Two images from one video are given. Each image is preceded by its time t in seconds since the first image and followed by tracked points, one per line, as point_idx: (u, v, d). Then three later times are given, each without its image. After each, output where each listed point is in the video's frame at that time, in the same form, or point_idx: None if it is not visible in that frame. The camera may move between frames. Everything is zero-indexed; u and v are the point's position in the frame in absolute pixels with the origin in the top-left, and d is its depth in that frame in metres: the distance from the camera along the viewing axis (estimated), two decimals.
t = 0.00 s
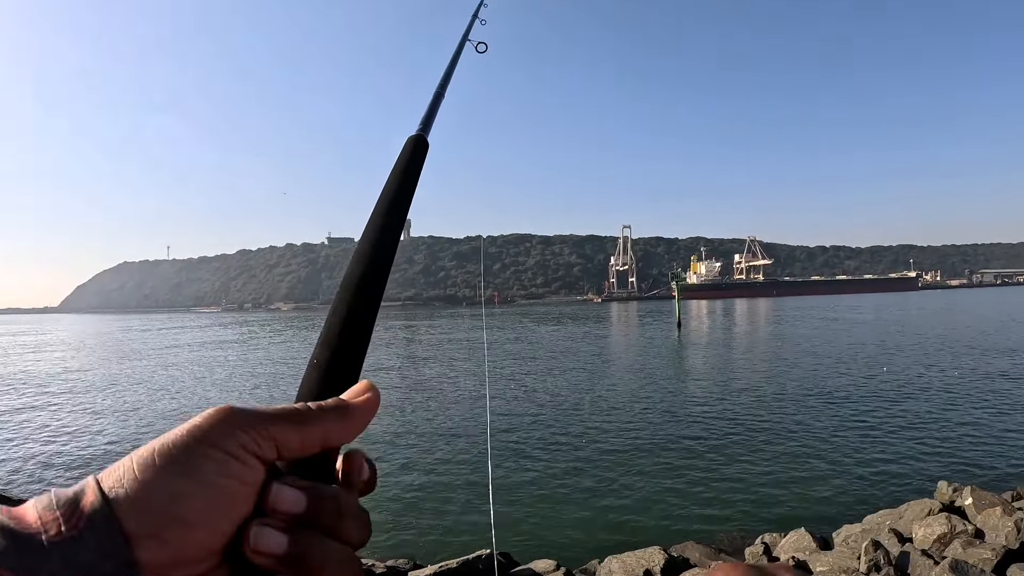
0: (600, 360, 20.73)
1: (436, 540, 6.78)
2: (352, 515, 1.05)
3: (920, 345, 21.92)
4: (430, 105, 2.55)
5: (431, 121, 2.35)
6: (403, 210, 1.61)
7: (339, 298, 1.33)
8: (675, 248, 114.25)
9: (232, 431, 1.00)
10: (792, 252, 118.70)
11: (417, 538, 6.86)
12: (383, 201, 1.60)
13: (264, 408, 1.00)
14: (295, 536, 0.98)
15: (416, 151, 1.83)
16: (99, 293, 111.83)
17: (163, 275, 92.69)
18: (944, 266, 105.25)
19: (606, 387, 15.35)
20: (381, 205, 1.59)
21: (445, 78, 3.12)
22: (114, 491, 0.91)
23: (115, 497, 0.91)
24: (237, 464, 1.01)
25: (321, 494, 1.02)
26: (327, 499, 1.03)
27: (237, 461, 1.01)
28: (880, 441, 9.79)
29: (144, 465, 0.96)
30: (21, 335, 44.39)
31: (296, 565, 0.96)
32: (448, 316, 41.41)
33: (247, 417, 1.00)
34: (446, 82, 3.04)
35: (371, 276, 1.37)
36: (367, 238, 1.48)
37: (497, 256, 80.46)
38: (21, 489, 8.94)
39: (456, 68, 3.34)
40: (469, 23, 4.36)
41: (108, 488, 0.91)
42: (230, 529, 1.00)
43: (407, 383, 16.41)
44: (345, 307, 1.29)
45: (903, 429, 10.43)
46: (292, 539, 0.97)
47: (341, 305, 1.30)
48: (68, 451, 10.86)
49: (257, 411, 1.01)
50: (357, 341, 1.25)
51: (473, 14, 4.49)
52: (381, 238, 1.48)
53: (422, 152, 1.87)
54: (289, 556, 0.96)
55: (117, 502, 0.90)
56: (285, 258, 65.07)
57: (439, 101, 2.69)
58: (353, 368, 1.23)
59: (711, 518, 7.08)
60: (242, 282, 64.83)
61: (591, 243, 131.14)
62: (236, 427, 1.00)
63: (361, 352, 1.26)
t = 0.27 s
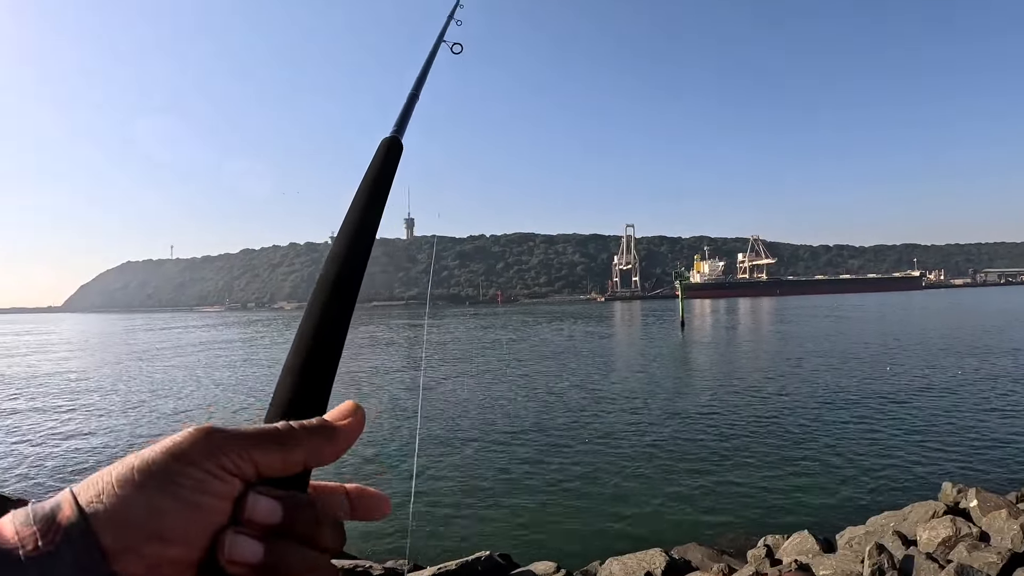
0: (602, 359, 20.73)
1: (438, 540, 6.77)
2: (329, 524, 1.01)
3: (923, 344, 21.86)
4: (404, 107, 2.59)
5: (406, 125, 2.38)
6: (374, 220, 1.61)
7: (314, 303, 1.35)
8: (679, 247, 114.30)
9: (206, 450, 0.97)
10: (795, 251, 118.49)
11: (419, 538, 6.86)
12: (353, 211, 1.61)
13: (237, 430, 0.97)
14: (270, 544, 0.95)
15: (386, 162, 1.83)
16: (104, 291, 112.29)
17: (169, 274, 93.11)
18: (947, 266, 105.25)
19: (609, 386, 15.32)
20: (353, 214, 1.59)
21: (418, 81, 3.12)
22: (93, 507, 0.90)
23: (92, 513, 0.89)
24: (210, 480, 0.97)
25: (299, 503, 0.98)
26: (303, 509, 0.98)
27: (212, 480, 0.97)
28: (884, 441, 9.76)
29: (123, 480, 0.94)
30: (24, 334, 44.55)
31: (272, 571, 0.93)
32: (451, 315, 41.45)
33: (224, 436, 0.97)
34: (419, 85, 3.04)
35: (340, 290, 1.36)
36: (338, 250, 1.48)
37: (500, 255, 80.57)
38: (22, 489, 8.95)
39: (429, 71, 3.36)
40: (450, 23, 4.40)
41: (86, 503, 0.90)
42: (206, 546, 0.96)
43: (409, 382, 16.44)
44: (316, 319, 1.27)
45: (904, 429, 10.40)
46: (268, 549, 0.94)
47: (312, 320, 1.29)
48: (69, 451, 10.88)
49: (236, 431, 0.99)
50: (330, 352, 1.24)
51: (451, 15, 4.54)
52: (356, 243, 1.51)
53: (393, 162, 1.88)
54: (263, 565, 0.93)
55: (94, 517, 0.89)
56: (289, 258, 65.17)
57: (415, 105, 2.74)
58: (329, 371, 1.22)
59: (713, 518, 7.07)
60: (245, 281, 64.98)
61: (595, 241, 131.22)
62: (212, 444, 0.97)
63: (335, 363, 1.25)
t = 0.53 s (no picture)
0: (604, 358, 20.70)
1: (439, 540, 6.76)
2: (304, 520, 0.94)
3: (926, 343, 21.80)
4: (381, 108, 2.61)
5: (384, 125, 2.40)
6: (347, 234, 1.62)
7: (289, 309, 1.37)
8: (681, 246, 114.11)
9: (184, 455, 0.90)
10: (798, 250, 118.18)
11: (419, 537, 6.85)
12: (326, 225, 1.61)
13: (218, 437, 0.90)
14: (244, 548, 0.89)
15: (359, 174, 1.84)
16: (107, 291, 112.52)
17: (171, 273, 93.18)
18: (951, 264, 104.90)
19: (610, 385, 15.29)
20: (324, 228, 1.59)
21: (395, 83, 3.13)
22: (69, 513, 0.84)
23: (67, 521, 0.83)
24: (187, 489, 0.90)
25: (275, 503, 0.93)
26: (280, 511, 0.92)
27: (190, 487, 0.90)
28: (886, 440, 9.73)
29: (98, 488, 0.87)
30: (28, 334, 44.70)
31: None
32: (453, 313, 41.43)
33: (201, 445, 0.90)
34: (396, 87, 3.05)
35: (311, 306, 1.37)
36: (309, 266, 1.48)
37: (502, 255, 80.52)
38: (23, 490, 8.95)
39: (407, 72, 3.37)
40: (430, 24, 4.40)
41: (62, 509, 0.84)
42: (180, 553, 0.89)
43: (410, 381, 16.43)
44: (287, 337, 1.28)
45: (905, 429, 10.37)
46: (241, 553, 0.88)
47: (282, 338, 1.29)
48: (70, 450, 10.89)
49: (219, 438, 0.91)
50: (302, 370, 1.24)
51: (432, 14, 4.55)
52: (331, 251, 1.53)
53: (367, 173, 1.88)
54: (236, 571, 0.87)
55: (70, 524, 0.82)
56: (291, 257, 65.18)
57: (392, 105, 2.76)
58: (305, 381, 1.24)
59: (715, 518, 7.05)
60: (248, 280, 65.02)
61: (597, 240, 131.02)
62: (189, 449, 0.90)
63: (307, 381, 1.25)
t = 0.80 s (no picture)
0: (606, 357, 20.67)
1: (441, 540, 6.76)
2: (294, 530, 0.95)
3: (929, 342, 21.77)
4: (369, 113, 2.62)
5: (372, 130, 2.41)
6: (333, 239, 1.62)
7: (277, 313, 1.37)
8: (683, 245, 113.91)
9: (167, 463, 0.90)
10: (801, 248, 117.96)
11: (422, 536, 6.85)
12: (312, 229, 1.61)
13: (201, 444, 0.90)
14: (237, 556, 0.89)
15: (346, 179, 1.85)
16: (109, 291, 112.61)
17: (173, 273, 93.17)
18: (954, 263, 104.67)
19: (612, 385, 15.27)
20: (311, 233, 1.60)
21: (383, 87, 3.14)
22: (52, 522, 0.84)
23: (50, 529, 0.83)
24: (174, 499, 0.90)
25: (263, 513, 0.92)
26: (270, 519, 0.93)
27: (179, 495, 0.89)
28: (889, 439, 9.71)
29: (83, 496, 0.87)
30: (30, 333, 44.71)
31: None
32: (455, 313, 41.41)
33: (185, 453, 0.90)
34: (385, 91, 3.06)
35: (297, 311, 1.37)
36: (295, 270, 1.48)
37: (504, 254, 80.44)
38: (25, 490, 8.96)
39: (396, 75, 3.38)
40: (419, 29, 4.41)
41: (45, 519, 0.84)
42: (168, 563, 0.88)
43: (412, 381, 16.42)
44: (274, 343, 1.28)
45: (908, 428, 10.36)
46: (231, 561, 0.88)
47: (269, 343, 1.29)
48: (72, 451, 10.88)
49: (205, 446, 0.91)
50: (289, 375, 1.25)
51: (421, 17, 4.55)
52: (319, 255, 1.53)
53: (354, 179, 1.89)
54: None
55: (53, 532, 0.83)
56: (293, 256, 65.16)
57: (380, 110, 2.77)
58: (293, 386, 1.24)
59: (717, 518, 7.04)
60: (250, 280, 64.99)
61: (599, 239, 130.92)
62: (175, 459, 0.90)
63: (294, 385, 1.26)
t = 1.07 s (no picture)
0: (607, 356, 20.69)
1: (446, 539, 6.75)
2: (285, 538, 0.96)
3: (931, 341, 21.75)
4: (359, 115, 2.62)
5: (363, 133, 2.41)
6: (325, 240, 1.62)
7: (269, 313, 1.37)
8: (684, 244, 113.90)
9: (161, 465, 0.89)
10: (802, 247, 117.90)
11: (425, 536, 6.84)
12: (303, 230, 1.61)
13: (199, 448, 0.90)
14: (228, 559, 0.89)
15: (337, 180, 1.85)
16: (111, 291, 112.78)
17: (175, 272, 93.27)
18: (956, 262, 104.52)
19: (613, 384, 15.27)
20: (301, 233, 1.60)
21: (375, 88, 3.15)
22: (42, 526, 0.79)
23: (40, 535, 0.78)
24: (167, 503, 0.89)
25: (253, 517, 0.93)
26: (260, 523, 0.94)
27: (172, 499, 0.88)
28: (892, 438, 9.69)
29: (74, 499, 0.83)
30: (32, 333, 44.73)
31: None
32: (457, 312, 41.44)
33: (180, 457, 0.90)
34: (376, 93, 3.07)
35: (289, 312, 1.37)
36: (286, 271, 1.48)
37: (505, 253, 80.46)
38: (27, 491, 8.93)
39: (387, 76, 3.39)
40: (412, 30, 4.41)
41: (35, 522, 0.79)
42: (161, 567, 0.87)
43: (413, 380, 16.42)
44: (265, 345, 1.28)
45: (909, 427, 10.36)
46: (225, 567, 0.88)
47: (260, 344, 1.28)
48: (74, 451, 10.85)
49: (197, 449, 0.91)
50: (280, 376, 1.24)
51: (414, 17, 4.55)
52: (309, 257, 1.54)
53: (344, 180, 1.89)
54: None
55: (45, 539, 0.78)
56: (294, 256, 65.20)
57: (371, 113, 2.78)
58: (284, 387, 1.24)
59: (721, 517, 7.03)
60: (251, 280, 65.00)
61: (600, 238, 130.92)
62: (166, 462, 0.89)
63: (286, 387, 1.25)
